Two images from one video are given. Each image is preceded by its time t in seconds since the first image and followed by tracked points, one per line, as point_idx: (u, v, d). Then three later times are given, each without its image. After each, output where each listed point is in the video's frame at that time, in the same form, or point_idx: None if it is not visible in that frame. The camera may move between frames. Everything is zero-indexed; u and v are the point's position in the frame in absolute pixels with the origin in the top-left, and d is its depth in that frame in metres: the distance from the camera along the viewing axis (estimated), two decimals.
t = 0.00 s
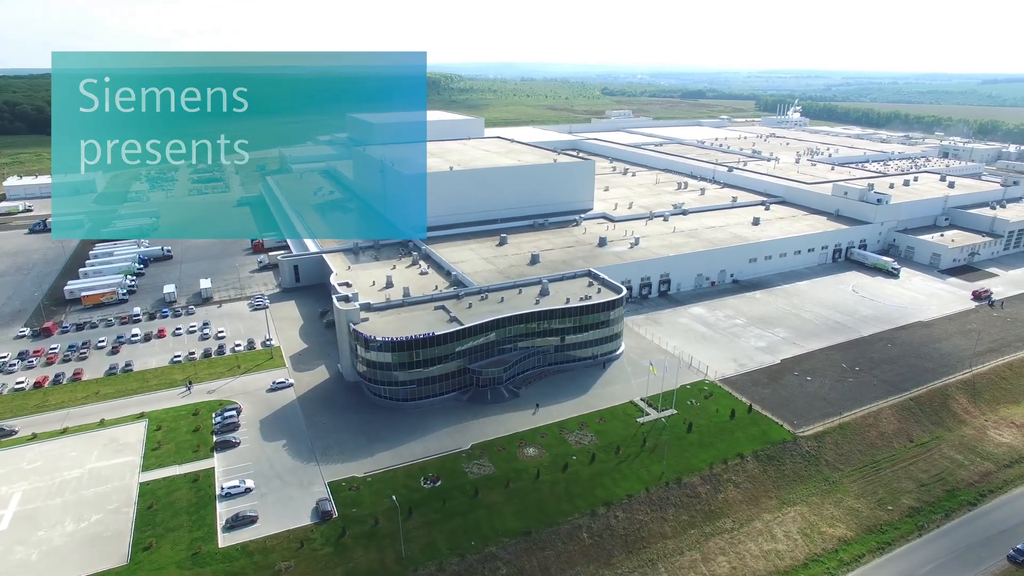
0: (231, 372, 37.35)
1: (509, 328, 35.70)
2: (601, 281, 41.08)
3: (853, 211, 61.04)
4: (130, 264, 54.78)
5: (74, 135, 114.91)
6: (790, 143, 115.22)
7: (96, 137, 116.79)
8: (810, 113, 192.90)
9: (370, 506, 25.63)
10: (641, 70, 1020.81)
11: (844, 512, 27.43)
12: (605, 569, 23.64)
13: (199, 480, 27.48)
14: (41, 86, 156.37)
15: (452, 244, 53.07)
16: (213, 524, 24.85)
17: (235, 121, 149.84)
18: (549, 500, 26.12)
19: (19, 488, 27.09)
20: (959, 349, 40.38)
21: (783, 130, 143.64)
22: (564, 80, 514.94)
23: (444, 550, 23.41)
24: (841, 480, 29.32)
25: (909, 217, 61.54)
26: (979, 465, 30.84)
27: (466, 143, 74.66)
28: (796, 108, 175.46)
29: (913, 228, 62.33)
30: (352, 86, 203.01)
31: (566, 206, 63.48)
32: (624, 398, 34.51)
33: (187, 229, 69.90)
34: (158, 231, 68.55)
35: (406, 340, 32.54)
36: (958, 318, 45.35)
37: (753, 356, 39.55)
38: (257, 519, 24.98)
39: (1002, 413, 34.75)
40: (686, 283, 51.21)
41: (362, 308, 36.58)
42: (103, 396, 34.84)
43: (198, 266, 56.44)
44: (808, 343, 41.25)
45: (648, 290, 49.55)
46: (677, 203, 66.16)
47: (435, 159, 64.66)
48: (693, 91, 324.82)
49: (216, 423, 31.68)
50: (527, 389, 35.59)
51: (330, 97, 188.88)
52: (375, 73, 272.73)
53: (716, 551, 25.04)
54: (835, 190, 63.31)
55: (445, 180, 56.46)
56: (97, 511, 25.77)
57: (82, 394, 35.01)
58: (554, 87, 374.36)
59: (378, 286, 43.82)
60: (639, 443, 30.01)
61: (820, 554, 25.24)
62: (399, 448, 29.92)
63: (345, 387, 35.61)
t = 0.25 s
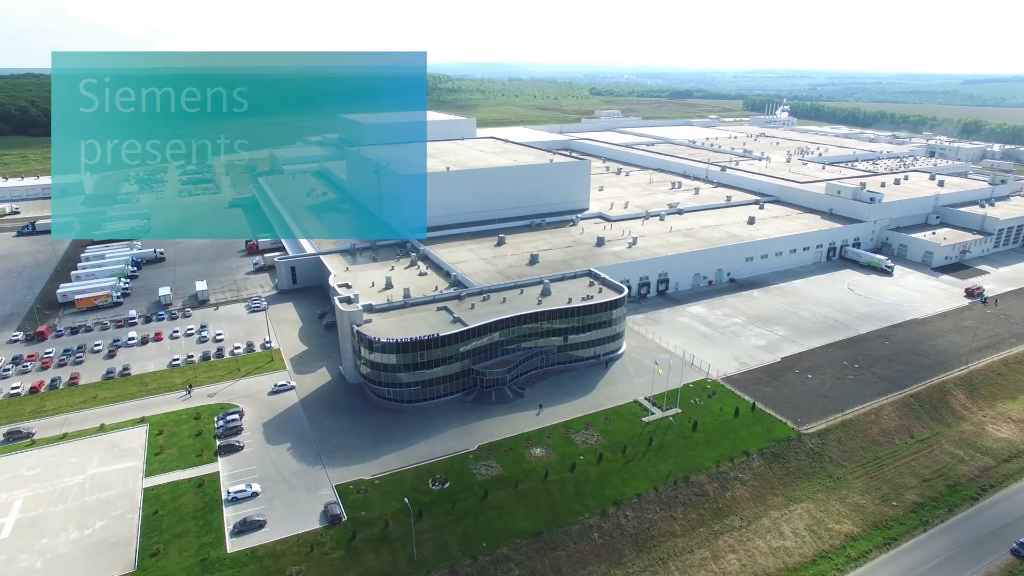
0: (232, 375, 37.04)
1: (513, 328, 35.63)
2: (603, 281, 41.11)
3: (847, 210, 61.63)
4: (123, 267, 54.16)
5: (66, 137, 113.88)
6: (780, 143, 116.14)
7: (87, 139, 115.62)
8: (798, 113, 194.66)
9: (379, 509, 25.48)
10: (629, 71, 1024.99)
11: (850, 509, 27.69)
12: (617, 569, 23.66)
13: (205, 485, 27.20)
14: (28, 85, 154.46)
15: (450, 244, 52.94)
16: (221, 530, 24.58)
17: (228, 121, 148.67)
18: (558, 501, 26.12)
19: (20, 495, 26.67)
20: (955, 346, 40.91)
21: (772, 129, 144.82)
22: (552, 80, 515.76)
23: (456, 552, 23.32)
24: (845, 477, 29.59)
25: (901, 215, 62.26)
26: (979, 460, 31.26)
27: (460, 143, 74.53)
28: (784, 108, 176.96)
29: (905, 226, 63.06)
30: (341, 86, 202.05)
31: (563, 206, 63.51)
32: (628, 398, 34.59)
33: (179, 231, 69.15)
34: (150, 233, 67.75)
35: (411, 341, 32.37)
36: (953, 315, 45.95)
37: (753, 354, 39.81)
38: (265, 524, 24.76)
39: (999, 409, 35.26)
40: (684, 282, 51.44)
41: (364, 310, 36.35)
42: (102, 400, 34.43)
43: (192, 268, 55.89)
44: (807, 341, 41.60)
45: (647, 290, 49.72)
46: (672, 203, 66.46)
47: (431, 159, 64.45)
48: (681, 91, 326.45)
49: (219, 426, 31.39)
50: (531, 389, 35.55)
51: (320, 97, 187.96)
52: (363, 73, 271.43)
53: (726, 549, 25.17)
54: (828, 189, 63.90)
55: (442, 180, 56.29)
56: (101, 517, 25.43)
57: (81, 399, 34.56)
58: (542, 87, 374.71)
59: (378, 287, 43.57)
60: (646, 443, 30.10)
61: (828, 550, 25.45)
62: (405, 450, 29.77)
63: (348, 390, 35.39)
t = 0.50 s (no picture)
0: (232, 378, 36.78)
1: (516, 328, 35.58)
2: (603, 281, 41.15)
3: (841, 209, 62.12)
4: (117, 268, 53.63)
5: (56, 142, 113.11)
6: (772, 142, 116.90)
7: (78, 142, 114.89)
8: (788, 113, 196.10)
9: (387, 511, 25.37)
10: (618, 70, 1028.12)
11: (854, 505, 27.91)
12: (626, 568, 23.72)
13: (209, 488, 26.97)
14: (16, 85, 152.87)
15: (448, 245, 52.83)
16: (227, 534, 24.37)
17: (221, 121, 147.62)
18: (567, 501, 26.12)
19: (20, 501, 26.32)
20: (951, 343, 41.38)
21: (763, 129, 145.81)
22: (542, 79, 516.14)
23: (467, 553, 23.27)
24: (848, 474, 29.83)
25: (895, 214, 62.85)
26: (979, 455, 31.61)
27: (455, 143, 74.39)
28: (775, 108, 178.21)
29: (898, 225, 63.69)
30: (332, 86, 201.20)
31: (559, 205, 63.53)
32: (631, 397, 34.67)
33: (172, 232, 68.51)
34: (142, 234, 67.08)
35: (415, 342, 32.26)
36: (948, 312, 46.46)
37: (754, 353, 40.04)
38: (273, 527, 24.57)
39: (996, 405, 35.70)
40: (683, 281, 51.63)
41: (366, 311, 36.16)
42: (101, 404, 34.08)
43: (187, 270, 55.43)
44: (806, 340, 41.90)
45: (645, 289, 49.85)
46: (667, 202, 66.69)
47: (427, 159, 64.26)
48: (671, 91, 327.74)
49: (221, 429, 31.14)
50: (535, 389, 35.53)
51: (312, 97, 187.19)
52: (353, 73, 270.21)
53: (734, 547, 25.29)
54: (822, 189, 64.40)
55: (439, 180, 56.15)
56: (105, 522, 25.15)
57: (79, 403, 34.18)
58: (533, 87, 374.88)
59: (378, 288, 43.37)
60: (651, 442, 30.19)
61: (834, 547, 25.63)
62: (411, 451, 29.65)
63: (350, 391, 35.19)
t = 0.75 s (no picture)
0: (234, 381, 36.51)
1: (521, 329, 35.52)
2: (605, 280, 41.20)
3: (836, 208, 62.64)
4: (112, 271, 53.03)
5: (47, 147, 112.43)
6: (764, 142, 117.67)
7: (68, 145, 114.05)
8: (778, 113, 197.58)
9: (399, 513, 25.25)
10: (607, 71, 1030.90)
11: (862, 502, 28.14)
12: (639, 568, 23.77)
13: (217, 492, 26.73)
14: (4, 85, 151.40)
15: (448, 245, 52.69)
16: (238, 538, 24.15)
17: (214, 121, 146.67)
18: (578, 501, 26.11)
19: (24, 508, 25.96)
20: (949, 341, 41.84)
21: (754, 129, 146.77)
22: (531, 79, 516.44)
23: (480, 555, 23.20)
24: (854, 471, 30.08)
25: (889, 213, 63.48)
26: (981, 451, 31.98)
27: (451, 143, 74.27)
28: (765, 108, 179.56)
29: (892, 223, 64.33)
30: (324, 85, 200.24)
31: (557, 205, 63.55)
32: (637, 397, 34.75)
33: (165, 234, 67.80)
34: (136, 236, 66.34)
35: (421, 344, 32.14)
36: (944, 310, 46.99)
37: (755, 351, 40.30)
38: (284, 532, 24.37)
39: (995, 401, 36.16)
40: (682, 281, 51.83)
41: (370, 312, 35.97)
42: (102, 408, 33.71)
43: (183, 272, 54.92)
44: (807, 338, 42.22)
45: (645, 289, 49.99)
46: (664, 202, 66.95)
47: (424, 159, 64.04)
48: (661, 91, 329.00)
49: (226, 433, 30.88)
50: (540, 389, 35.51)
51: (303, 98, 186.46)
52: (343, 74, 269.23)
53: (745, 545, 25.42)
54: (818, 188, 64.91)
55: (437, 181, 56.01)
56: (113, 529, 24.86)
57: (79, 407, 33.79)
58: (523, 87, 375.11)
59: (379, 289, 43.16)
60: (659, 441, 30.29)
61: (843, 543, 25.81)
62: (419, 453, 29.53)
63: (355, 393, 34.99)
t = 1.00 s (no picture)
0: (236, 383, 36.28)
1: (525, 329, 35.48)
2: (608, 280, 41.23)
3: (833, 207, 63.00)
4: (109, 273, 52.58)
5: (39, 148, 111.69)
6: (758, 142, 118.22)
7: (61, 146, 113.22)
8: (770, 112, 198.57)
9: (407, 515, 25.17)
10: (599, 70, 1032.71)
11: (867, 500, 28.33)
12: (649, 568, 23.84)
13: (223, 495, 26.56)
14: None
15: (447, 246, 52.59)
16: (246, 542, 24.00)
17: (211, 121, 145.98)
18: (586, 501, 26.13)
19: (28, 513, 25.74)
20: (948, 339, 42.16)
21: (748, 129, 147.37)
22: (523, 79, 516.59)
23: (491, 556, 23.17)
24: (858, 469, 30.27)
25: (885, 212, 63.90)
26: (983, 449, 32.24)
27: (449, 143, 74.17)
28: (758, 108, 180.48)
29: (889, 223, 64.78)
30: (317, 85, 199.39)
31: (556, 205, 63.57)
32: (641, 396, 34.79)
33: (161, 235, 67.28)
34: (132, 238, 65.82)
35: (426, 344, 32.04)
36: (942, 308, 47.35)
37: (757, 351, 40.46)
38: (292, 534, 24.25)
39: (995, 399, 36.48)
40: (682, 281, 51.95)
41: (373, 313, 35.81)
42: (103, 412, 33.43)
43: (181, 273, 54.55)
44: (807, 337, 42.42)
45: (646, 289, 50.08)
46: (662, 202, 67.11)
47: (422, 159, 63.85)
48: (654, 91, 329.84)
49: (230, 436, 30.68)
50: (544, 390, 35.49)
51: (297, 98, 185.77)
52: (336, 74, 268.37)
53: (752, 544, 25.53)
54: (815, 187, 65.27)
55: (436, 181, 55.89)
56: (118, 533, 24.66)
57: (80, 410, 33.49)
58: (516, 87, 375.05)
59: (380, 290, 42.99)
60: (665, 441, 30.36)
61: (850, 542, 25.97)
62: (425, 454, 29.43)
63: (359, 395, 34.84)
